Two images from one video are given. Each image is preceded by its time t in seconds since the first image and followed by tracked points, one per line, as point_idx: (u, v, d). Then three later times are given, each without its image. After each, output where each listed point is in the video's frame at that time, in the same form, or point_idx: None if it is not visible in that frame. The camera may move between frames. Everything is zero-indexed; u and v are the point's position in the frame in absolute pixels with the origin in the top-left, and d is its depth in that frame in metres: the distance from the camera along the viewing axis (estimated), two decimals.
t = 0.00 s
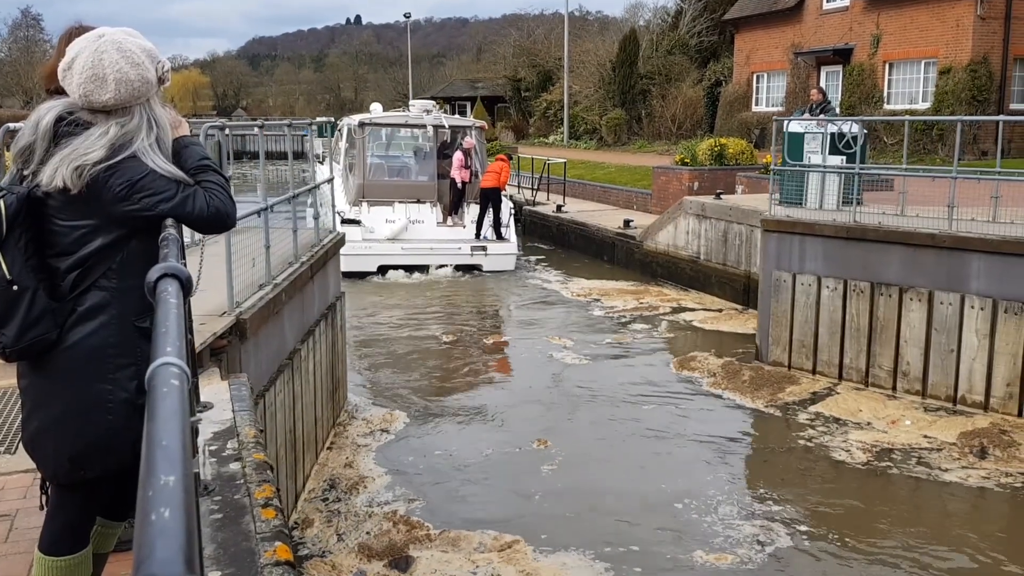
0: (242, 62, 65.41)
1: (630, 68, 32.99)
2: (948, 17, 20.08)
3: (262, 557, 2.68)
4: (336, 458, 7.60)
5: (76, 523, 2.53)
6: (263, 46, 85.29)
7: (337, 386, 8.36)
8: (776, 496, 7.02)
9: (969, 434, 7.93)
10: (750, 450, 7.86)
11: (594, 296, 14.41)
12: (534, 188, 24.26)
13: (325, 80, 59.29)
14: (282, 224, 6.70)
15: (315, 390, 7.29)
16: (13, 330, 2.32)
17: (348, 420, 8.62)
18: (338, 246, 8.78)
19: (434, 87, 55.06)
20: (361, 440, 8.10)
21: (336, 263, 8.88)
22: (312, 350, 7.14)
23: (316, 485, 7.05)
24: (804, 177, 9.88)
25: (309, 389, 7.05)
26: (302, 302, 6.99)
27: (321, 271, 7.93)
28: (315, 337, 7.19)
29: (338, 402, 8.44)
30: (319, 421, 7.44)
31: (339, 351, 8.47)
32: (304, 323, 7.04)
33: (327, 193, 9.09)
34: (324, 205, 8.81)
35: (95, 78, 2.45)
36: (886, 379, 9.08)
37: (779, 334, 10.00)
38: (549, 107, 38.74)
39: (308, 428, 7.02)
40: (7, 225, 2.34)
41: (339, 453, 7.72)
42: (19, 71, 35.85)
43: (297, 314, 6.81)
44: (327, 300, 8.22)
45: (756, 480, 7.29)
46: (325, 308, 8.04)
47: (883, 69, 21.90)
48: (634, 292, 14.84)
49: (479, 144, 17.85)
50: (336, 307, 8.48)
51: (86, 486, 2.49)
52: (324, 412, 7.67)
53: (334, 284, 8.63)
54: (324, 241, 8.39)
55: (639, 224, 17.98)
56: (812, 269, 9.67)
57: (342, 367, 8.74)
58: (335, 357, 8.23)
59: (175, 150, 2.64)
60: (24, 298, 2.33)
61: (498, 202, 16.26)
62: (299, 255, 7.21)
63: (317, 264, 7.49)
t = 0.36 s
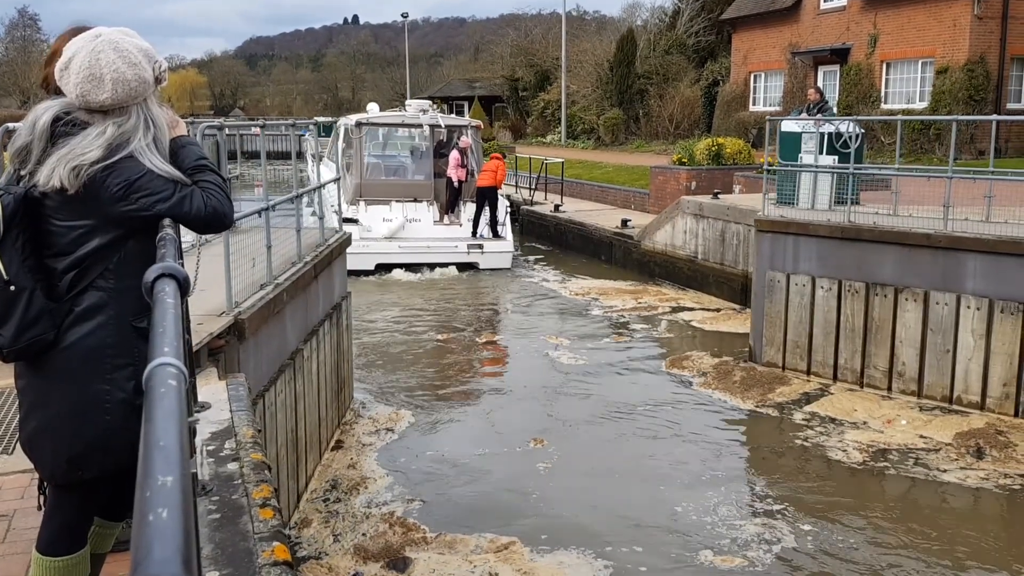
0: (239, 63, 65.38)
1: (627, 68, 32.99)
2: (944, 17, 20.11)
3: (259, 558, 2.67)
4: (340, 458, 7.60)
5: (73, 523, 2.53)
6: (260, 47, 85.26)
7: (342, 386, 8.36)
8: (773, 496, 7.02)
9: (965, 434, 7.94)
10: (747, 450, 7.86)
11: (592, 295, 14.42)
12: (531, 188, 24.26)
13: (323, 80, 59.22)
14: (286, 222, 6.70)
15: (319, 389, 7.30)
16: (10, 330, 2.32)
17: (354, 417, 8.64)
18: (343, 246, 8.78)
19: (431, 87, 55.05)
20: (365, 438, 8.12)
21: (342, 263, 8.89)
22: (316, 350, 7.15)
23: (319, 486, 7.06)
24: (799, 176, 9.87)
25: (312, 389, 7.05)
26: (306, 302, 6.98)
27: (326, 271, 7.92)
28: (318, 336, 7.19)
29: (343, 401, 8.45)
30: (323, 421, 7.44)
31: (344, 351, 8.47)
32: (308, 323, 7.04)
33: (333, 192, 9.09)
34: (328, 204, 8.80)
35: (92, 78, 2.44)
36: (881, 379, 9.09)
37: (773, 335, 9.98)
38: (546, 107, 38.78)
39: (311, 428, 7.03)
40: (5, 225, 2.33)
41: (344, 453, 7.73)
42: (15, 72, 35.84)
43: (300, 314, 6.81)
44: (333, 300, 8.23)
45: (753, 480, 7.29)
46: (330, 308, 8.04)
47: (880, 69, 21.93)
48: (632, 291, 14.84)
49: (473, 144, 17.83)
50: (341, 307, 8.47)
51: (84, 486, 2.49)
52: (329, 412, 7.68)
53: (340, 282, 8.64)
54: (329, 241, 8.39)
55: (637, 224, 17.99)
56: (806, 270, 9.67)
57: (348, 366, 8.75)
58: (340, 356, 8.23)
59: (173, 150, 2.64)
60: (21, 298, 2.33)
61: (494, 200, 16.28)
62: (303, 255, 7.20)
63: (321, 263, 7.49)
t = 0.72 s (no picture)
0: (240, 63, 65.42)
1: (628, 69, 33.00)
2: (946, 18, 20.11)
3: (260, 558, 2.67)
4: (347, 458, 7.60)
5: (73, 523, 2.52)
6: (261, 46, 85.33)
7: (350, 386, 8.38)
8: (774, 497, 7.01)
9: (965, 436, 7.94)
10: (747, 451, 7.86)
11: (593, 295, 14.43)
12: (532, 188, 24.25)
13: (323, 80, 59.26)
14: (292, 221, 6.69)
15: (325, 389, 7.31)
16: (11, 330, 2.32)
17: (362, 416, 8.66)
18: (351, 246, 8.78)
19: (433, 87, 55.06)
20: (375, 437, 8.15)
21: (352, 263, 8.90)
22: (322, 350, 7.15)
23: (323, 486, 7.06)
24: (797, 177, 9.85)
25: (318, 390, 7.06)
26: (311, 301, 6.98)
27: (334, 270, 7.91)
28: (324, 337, 7.19)
29: (351, 401, 8.46)
30: (329, 422, 7.46)
31: (352, 351, 8.47)
32: (314, 324, 7.04)
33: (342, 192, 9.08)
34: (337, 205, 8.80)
35: (94, 78, 2.44)
36: (879, 381, 9.08)
37: (770, 337, 9.95)
38: (547, 107, 38.80)
39: (318, 428, 7.05)
40: (6, 224, 2.33)
41: (350, 453, 7.74)
42: (16, 71, 35.85)
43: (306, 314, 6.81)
44: (341, 300, 8.22)
45: (753, 481, 7.29)
46: (337, 308, 8.05)
47: (881, 69, 21.92)
48: (633, 292, 14.85)
49: (473, 144, 17.94)
50: (350, 307, 8.47)
51: (84, 486, 2.49)
52: (336, 413, 7.70)
53: (349, 282, 8.64)
54: (337, 241, 8.38)
55: (637, 225, 17.99)
56: (804, 271, 9.65)
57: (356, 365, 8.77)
58: (348, 357, 8.24)
59: (173, 150, 2.64)
60: (22, 297, 2.33)
61: (494, 199, 16.29)
62: (309, 255, 7.19)
63: (328, 263, 7.48)
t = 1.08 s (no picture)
0: (241, 62, 65.46)
1: (629, 68, 32.99)
2: (947, 18, 20.09)
3: (260, 556, 2.67)
4: (355, 458, 7.61)
5: (75, 520, 2.52)
6: (263, 45, 85.37)
7: (359, 385, 8.38)
8: (775, 497, 7.00)
9: (966, 437, 7.93)
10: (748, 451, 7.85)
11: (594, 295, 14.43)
12: (532, 187, 24.25)
13: (324, 79, 59.29)
14: (298, 220, 6.68)
15: (333, 387, 7.32)
16: (12, 328, 2.32)
17: (369, 414, 8.69)
18: (360, 245, 8.76)
19: (434, 86, 55.07)
20: (383, 435, 8.18)
21: (362, 262, 8.92)
22: (328, 349, 7.14)
23: (329, 485, 7.07)
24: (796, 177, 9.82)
25: (326, 389, 7.08)
26: (318, 300, 6.98)
27: (342, 269, 7.90)
28: (331, 336, 7.19)
29: (361, 400, 8.47)
30: (336, 421, 7.46)
31: (362, 350, 8.48)
32: (321, 324, 7.04)
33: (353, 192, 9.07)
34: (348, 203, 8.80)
35: (95, 76, 2.44)
36: (878, 382, 9.07)
37: (768, 338, 9.93)
38: (548, 106, 38.80)
39: (325, 427, 7.06)
40: (8, 223, 2.34)
41: (357, 452, 7.75)
42: (17, 69, 35.86)
43: (312, 312, 6.81)
44: (349, 299, 8.21)
45: (752, 481, 7.29)
46: (346, 307, 8.05)
47: (882, 69, 21.92)
48: (635, 291, 14.84)
49: (473, 142, 18.06)
50: (358, 306, 8.47)
51: (86, 483, 2.49)
52: (344, 412, 7.71)
53: (358, 282, 8.64)
54: (346, 240, 8.36)
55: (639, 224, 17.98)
56: (802, 271, 9.62)
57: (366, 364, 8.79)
58: (356, 356, 8.25)
59: (174, 149, 2.64)
60: (22, 296, 2.33)
61: (494, 197, 16.29)
62: (316, 254, 7.17)
63: (336, 262, 7.47)
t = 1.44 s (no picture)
0: (240, 61, 65.47)
1: (629, 68, 33.01)
2: (946, 18, 20.10)
3: (259, 555, 2.68)
4: (360, 458, 7.60)
5: (72, 519, 2.52)
6: (262, 45, 85.39)
7: (366, 384, 8.38)
8: (773, 498, 7.00)
9: (964, 438, 7.95)
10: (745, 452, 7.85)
11: (594, 295, 14.44)
12: (532, 187, 24.26)
13: (324, 79, 59.32)
14: (302, 220, 6.68)
15: (337, 387, 7.32)
16: (10, 326, 2.33)
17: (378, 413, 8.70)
18: (368, 245, 8.76)
19: (434, 86, 55.08)
20: (389, 434, 8.21)
21: (369, 262, 8.94)
22: (333, 349, 7.15)
23: (333, 484, 7.07)
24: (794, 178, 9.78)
25: (330, 388, 7.09)
26: (323, 298, 6.97)
27: (348, 269, 7.90)
28: (335, 336, 7.19)
29: (368, 400, 8.48)
30: (341, 421, 7.46)
31: (368, 350, 8.48)
32: (325, 323, 7.04)
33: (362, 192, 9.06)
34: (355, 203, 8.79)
35: (94, 75, 2.44)
36: (875, 384, 9.08)
37: (763, 339, 9.88)
38: (548, 106, 38.81)
39: (329, 427, 7.07)
40: (7, 220, 2.35)
41: (362, 452, 7.74)
42: (15, 67, 35.88)
43: (317, 310, 6.81)
44: (356, 299, 8.20)
45: (750, 481, 7.30)
46: (352, 306, 8.05)
47: (881, 70, 21.94)
48: (634, 291, 14.85)
49: (472, 142, 18.18)
50: (365, 307, 8.47)
51: (84, 481, 2.49)
52: (349, 412, 7.70)
53: (365, 282, 8.64)
54: (353, 239, 8.36)
55: (637, 224, 17.99)
56: (798, 272, 9.59)
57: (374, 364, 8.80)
58: (363, 355, 8.24)
59: (174, 147, 2.63)
60: (21, 294, 2.34)
61: (491, 195, 16.32)
62: (321, 254, 7.17)
63: (342, 262, 7.46)
